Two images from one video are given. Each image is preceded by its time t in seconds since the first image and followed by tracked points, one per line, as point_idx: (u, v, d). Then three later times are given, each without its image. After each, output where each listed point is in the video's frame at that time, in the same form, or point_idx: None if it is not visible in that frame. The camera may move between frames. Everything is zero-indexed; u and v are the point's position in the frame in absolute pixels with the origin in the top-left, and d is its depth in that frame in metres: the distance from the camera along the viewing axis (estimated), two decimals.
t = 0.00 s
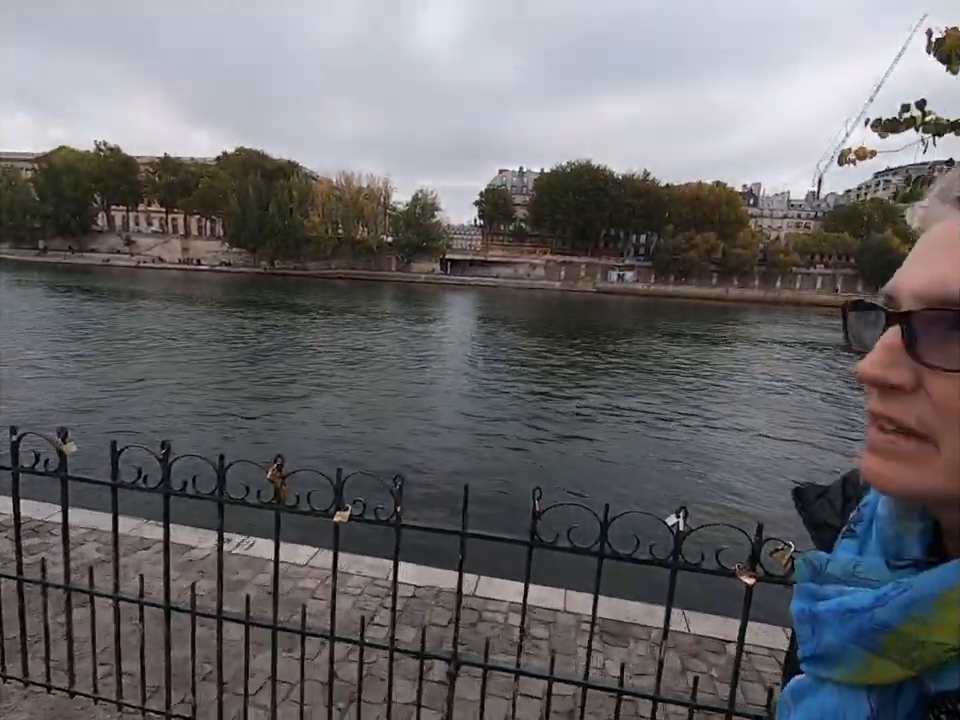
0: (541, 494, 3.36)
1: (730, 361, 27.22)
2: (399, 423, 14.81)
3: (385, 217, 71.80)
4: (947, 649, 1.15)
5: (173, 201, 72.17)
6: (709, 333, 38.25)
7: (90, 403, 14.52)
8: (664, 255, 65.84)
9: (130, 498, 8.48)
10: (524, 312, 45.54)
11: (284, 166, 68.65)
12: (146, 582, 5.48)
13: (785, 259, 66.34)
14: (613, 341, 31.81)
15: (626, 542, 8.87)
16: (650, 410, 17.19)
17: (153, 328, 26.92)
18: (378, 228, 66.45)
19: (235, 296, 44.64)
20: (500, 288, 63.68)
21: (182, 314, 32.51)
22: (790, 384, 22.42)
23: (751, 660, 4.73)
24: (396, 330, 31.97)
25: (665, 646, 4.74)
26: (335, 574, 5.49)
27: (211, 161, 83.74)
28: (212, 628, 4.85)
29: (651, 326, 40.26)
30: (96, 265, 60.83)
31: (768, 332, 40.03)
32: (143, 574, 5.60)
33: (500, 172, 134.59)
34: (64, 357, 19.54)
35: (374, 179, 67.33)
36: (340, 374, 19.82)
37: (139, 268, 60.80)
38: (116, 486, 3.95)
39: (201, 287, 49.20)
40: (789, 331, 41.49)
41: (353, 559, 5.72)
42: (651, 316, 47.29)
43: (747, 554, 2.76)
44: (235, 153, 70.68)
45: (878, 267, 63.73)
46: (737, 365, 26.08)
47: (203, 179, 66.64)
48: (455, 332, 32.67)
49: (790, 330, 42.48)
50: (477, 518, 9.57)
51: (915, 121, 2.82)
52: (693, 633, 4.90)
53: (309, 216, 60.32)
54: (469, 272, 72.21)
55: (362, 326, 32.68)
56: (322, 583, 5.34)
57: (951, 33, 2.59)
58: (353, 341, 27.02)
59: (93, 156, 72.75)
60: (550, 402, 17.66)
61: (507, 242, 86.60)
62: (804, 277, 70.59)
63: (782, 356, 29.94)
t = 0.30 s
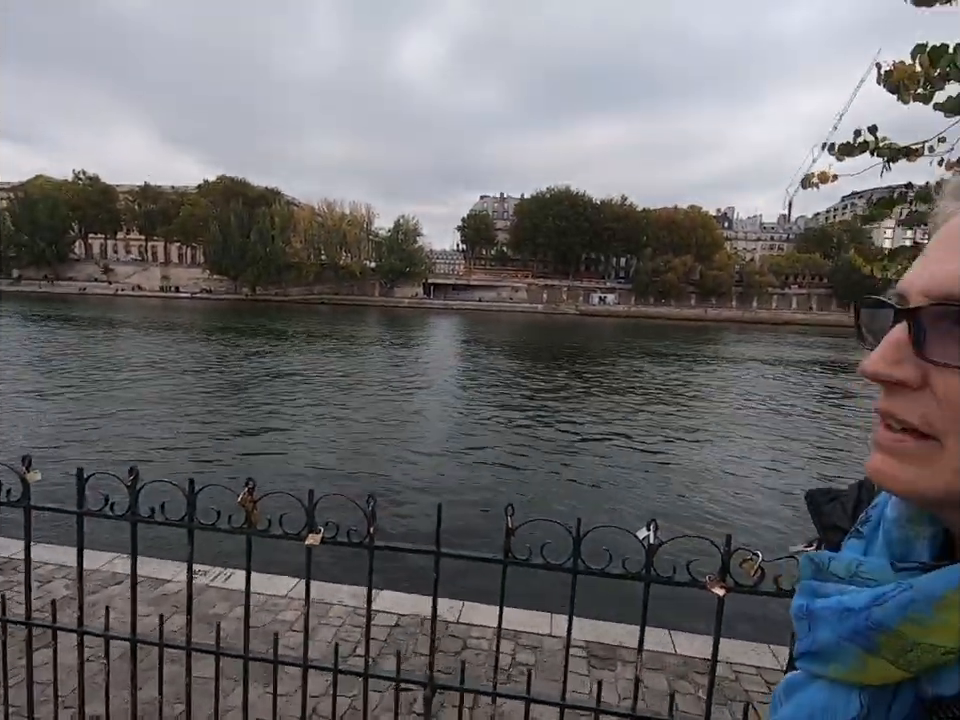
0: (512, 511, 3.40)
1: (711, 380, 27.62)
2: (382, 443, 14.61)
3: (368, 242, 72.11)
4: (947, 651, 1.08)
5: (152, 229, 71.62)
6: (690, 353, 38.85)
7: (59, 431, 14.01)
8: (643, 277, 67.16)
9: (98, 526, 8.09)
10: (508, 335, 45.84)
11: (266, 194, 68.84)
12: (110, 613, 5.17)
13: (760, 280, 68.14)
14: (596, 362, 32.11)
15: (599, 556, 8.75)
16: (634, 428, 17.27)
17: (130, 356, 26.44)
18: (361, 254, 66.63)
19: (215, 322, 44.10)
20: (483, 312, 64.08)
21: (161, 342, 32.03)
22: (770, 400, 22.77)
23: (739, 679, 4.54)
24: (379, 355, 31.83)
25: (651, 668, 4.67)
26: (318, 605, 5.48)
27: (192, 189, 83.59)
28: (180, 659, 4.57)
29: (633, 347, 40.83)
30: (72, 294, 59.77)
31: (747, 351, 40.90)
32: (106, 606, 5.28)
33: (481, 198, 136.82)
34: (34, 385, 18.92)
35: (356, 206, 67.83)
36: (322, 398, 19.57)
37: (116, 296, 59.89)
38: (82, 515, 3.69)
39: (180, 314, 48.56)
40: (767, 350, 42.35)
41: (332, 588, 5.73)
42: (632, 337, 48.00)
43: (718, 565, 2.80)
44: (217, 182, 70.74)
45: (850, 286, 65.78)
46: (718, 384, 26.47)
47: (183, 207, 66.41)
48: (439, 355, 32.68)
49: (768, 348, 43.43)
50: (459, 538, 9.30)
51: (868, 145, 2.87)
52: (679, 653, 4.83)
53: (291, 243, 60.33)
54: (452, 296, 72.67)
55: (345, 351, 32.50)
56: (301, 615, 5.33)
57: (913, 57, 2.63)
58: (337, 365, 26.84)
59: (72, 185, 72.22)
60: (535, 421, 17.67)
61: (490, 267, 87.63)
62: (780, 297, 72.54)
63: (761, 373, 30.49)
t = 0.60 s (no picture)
0: (506, 522, 3.58)
1: (711, 390, 27.64)
2: (383, 460, 14.58)
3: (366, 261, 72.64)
4: None
5: (152, 253, 72.23)
6: (689, 363, 38.89)
7: (59, 457, 13.96)
8: (641, 289, 67.52)
9: (98, 550, 8.06)
10: (508, 349, 45.98)
11: (264, 216, 69.49)
12: (108, 639, 5.13)
13: (757, 289, 68.46)
14: (596, 375, 32.16)
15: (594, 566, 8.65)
16: (635, 440, 17.20)
17: (130, 380, 26.49)
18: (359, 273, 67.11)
19: (215, 344, 44.26)
20: (483, 327, 64.34)
21: (161, 365, 32.10)
22: (771, 409, 22.75)
23: (746, 693, 4.48)
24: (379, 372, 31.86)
25: (657, 683, 4.62)
26: (317, 628, 5.41)
27: (191, 213, 84.44)
28: (178, 684, 4.52)
29: (633, 359, 40.79)
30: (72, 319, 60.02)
31: (746, 360, 40.97)
32: (104, 631, 5.22)
33: (477, 215, 138.19)
34: (33, 411, 18.89)
35: (354, 225, 68.53)
36: (322, 417, 19.56)
37: (116, 320, 60.14)
38: (78, 536, 3.62)
39: (180, 337, 48.73)
40: (766, 359, 42.44)
41: (333, 609, 5.71)
42: (631, 349, 48.13)
43: (712, 574, 3.03)
44: (215, 206, 71.49)
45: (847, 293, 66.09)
46: (719, 394, 26.47)
47: (183, 232, 67.09)
48: (438, 371, 32.73)
49: (767, 357, 43.52)
50: (460, 554, 9.20)
51: (851, 155, 2.92)
52: (685, 668, 4.78)
53: (291, 264, 60.81)
54: (451, 312, 73.02)
55: (345, 369, 32.58)
56: (303, 637, 5.27)
57: (885, 72, 2.70)
58: (337, 384, 26.89)
59: (72, 212, 73.01)
60: (535, 435, 17.64)
61: (488, 283, 88.19)
62: (777, 305, 72.86)
63: (761, 383, 30.51)
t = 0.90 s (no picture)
0: (520, 534, 3.57)
1: (727, 396, 27.33)
2: (399, 474, 14.59)
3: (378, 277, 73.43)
4: None
5: (170, 275, 73.84)
6: (704, 370, 38.56)
7: (81, 477, 14.17)
8: (654, 296, 67.24)
9: (119, 569, 8.15)
10: (521, 361, 46.02)
11: (278, 236, 70.74)
12: (131, 658, 5.17)
13: (772, 294, 67.79)
14: (610, 384, 32.01)
15: (611, 576, 8.52)
16: (652, 449, 16.99)
17: (149, 400, 26.95)
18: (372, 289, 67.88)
19: (231, 362, 44.96)
20: (495, 339, 64.49)
21: (179, 384, 32.67)
22: (789, 415, 22.41)
23: (776, 708, 4.35)
24: (393, 387, 32.09)
25: (681, 698, 4.53)
26: (336, 645, 5.39)
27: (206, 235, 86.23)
28: (201, 703, 4.52)
29: (646, 367, 40.45)
30: (94, 342, 61.42)
31: (763, 365, 40.42)
32: (127, 650, 5.26)
33: (488, 228, 139.21)
34: (56, 433, 19.26)
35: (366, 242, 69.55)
36: (338, 433, 19.66)
37: (135, 342, 61.44)
38: (101, 554, 3.68)
39: (197, 356, 49.61)
40: (782, 363, 41.93)
41: (351, 625, 5.71)
42: (646, 357, 47.87)
43: (729, 583, 3.00)
44: (230, 227, 72.95)
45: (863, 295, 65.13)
46: (735, 400, 26.14)
47: (199, 254, 68.52)
48: (452, 384, 32.87)
49: (783, 362, 42.99)
50: (477, 567, 9.13)
51: (861, 156, 2.91)
52: (710, 683, 4.67)
53: (304, 281, 61.66)
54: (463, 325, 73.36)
55: (359, 384, 32.85)
56: (323, 654, 5.26)
57: (891, 74, 2.70)
58: (351, 399, 27.10)
59: (93, 237, 75.06)
60: (550, 446, 17.57)
61: (499, 295, 88.64)
62: (792, 309, 71.98)
63: (778, 388, 30.11)
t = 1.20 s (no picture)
0: (553, 540, 3.55)
1: (760, 400, 26.62)
2: (427, 481, 14.66)
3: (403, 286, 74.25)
4: None
5: (202, 290, 76.17)
6: (735, 373, 37.67)
7: (121, 487, 14.66)
8: (681, 299, 66.18)
9: (159, 575, 8.38)
10: (546, 367, 45.82)
11: (305, 249, 72.37)
12: (170, 663, 5.30)
13: (804, 293, 65.94)
14: (638, 389, 31.55)
15: (645, 585, 8.34)
16: (683, 454, 16.65)
17: (184, 411, 27.76)
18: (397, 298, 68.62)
19: (262, 373, 46.05)
20: (520, 345, 64.43)
21: (212, 395, 33.56)
22: (827, 418, 21.68)
23: None
24: (419, 395, 32.33)
25: (721, 711, 4.38)
26: (369, 652, 5.41)
27: (236, 249, 88.76)
28: (239, 709, 4.60)
29: (675, 372, 39.77)
30: (132, 356, 63.71)
31: (796, 367, 39.32)
32: (168, 655, 5.39)
33: (511, 236, 139.43)
34: (97, 444, 20.00)
35: (390, 253, 70.46)
36: (366, 441, 19.87)
37: (171, 356, 63.51)
38: (143, 561, 3.80)
39: (229, 368, 51.03)
40: (817, 364, 40.68)
41: (383, 633, 5.72)
42: (674, 361, 47.09)
43: (770, 591, 2.92)
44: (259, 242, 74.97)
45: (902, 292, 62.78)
46: (769, 404, 25.42)
47: (230, 269, 70.54)
48: (477, 391, 32.92)
49: (818, 363, 41.74)
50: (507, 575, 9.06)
51: (898, 147, 2.81)
52: (752, 696, 4.52)
53: (331, 292, 62.80)
54: (488, 332, 73.54)
55: (386, 393, 33.20)
56: (357, 662, 5.27)
57: (926, 62, 2.61)
58: (378, 408, 27.39)
59: (131, 255, 78.04)
60: (577, 452, 17.41)
61: (523, 301, 88.60)
62: (827, 309, 69.88)
63: (814, 390, 29.17)
